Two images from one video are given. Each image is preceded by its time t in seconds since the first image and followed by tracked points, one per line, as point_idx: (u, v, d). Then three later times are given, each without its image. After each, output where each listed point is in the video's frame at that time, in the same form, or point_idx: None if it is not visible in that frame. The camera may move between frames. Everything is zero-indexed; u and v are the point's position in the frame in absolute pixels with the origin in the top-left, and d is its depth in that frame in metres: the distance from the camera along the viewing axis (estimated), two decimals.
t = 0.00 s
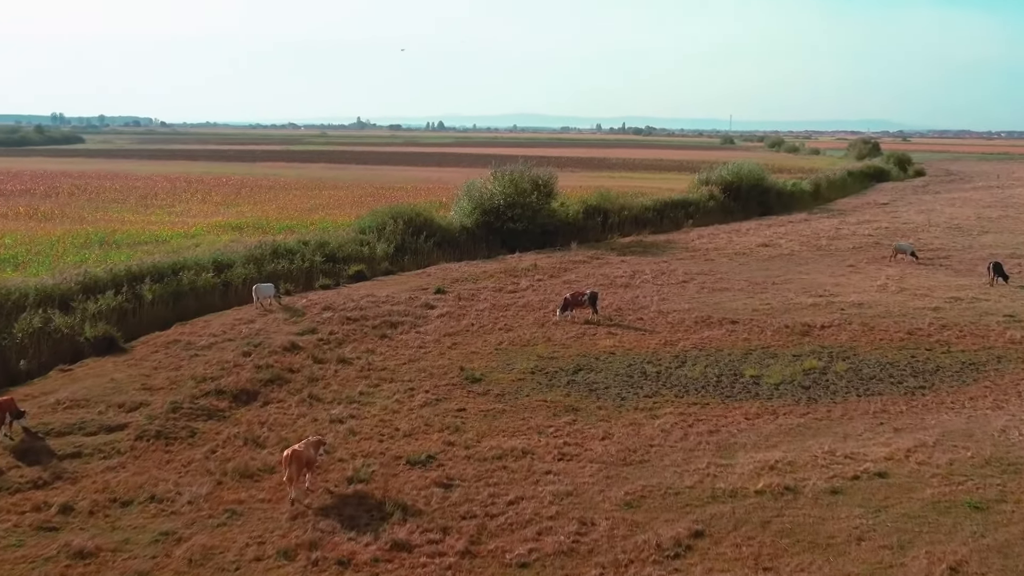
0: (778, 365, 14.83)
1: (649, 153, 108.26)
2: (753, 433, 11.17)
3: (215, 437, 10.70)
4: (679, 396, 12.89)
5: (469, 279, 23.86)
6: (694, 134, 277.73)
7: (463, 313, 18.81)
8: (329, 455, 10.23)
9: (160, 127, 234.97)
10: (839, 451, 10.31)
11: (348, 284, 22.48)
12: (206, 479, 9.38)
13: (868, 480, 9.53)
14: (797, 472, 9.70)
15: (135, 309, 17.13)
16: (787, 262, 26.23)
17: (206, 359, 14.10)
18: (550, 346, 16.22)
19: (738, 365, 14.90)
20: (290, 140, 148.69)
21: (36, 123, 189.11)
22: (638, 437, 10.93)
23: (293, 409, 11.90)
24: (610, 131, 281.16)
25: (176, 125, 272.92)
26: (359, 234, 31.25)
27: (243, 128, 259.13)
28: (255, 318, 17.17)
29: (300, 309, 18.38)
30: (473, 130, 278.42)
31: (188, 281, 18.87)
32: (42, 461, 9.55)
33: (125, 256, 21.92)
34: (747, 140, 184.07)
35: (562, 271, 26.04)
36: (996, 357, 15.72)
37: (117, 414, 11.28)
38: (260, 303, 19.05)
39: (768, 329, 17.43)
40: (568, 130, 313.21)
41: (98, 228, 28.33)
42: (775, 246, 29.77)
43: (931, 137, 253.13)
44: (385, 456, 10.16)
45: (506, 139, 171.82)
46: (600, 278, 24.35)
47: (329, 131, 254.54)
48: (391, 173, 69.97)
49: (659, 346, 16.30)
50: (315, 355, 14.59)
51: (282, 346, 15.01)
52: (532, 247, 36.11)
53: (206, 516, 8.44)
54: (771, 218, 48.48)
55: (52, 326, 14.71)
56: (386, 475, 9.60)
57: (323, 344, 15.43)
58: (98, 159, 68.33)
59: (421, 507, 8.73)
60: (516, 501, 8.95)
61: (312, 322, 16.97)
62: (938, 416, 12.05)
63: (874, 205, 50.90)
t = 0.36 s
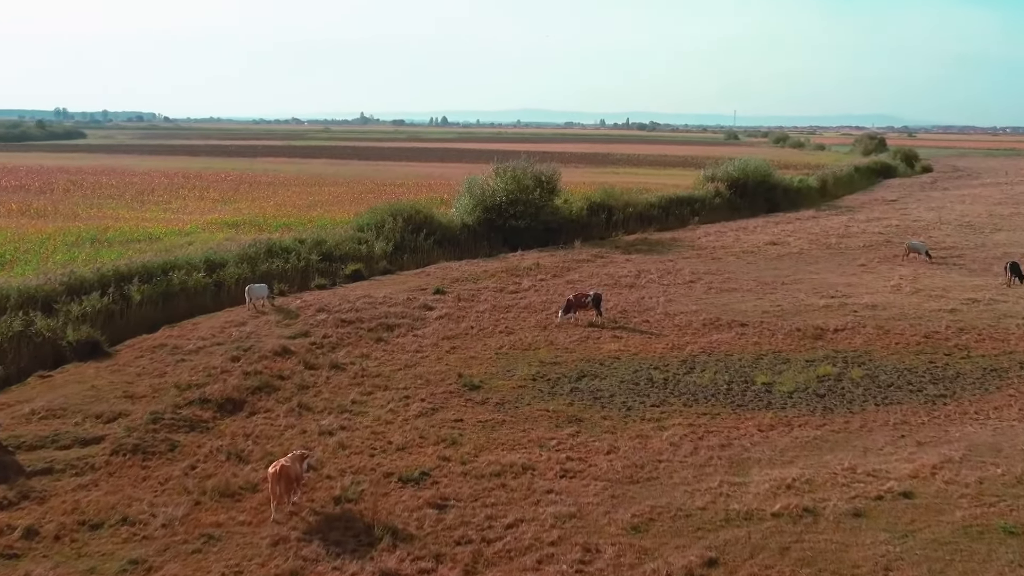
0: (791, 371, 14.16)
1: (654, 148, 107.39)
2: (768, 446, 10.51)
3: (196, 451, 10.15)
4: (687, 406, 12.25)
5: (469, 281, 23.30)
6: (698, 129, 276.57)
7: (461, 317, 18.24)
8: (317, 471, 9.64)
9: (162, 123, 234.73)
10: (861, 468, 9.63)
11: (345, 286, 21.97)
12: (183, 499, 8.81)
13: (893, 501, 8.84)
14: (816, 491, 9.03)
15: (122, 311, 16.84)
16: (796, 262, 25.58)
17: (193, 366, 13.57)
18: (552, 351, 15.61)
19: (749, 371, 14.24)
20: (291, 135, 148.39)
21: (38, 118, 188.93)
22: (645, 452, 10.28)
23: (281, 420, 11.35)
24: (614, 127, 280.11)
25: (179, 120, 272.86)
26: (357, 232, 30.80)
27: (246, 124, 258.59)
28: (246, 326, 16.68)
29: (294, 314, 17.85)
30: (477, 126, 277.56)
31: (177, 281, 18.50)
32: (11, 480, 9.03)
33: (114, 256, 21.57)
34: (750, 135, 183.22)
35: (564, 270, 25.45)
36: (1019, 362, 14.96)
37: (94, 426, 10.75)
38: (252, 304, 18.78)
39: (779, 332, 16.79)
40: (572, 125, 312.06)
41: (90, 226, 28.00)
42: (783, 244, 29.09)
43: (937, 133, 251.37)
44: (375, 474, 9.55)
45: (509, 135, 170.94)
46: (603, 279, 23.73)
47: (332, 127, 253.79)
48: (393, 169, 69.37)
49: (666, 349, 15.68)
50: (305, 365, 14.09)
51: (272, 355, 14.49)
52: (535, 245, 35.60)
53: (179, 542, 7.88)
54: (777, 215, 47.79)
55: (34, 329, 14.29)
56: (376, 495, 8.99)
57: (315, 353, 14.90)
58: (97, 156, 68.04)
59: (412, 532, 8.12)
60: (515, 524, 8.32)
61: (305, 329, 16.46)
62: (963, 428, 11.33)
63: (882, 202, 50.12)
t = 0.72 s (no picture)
0: (806, 377, 13.49)
1: (655, 144, 106.74)
2: (786, 461, 9.85)
3: (175, 469, 9.60)
4: (698, 416, 11.61)
5: (467, 284, 22.73)
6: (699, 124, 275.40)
7: (460, 323, 17.67)
8: (305, 491, 9.05)
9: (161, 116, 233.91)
10: (888, 487, 8.94)
11: (340, 290, 21.45)
12: (158, 522, 8.25)
13: (926, 525, 8.17)
14: (841, 514, 8.37)
15: (107, 314, 16.67)
16: (803, 261, 24.96)
17: (178, 376, 13.05)
18: (555, 357, 14.99)
19: (762, 377, 13.59)
20: (291, 129, 148.26)
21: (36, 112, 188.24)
22: (656, 469, 9.63)
23: (268, 433, 10.79)
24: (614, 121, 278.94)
25: (179, 115, 271.87)
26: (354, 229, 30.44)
27: (245, 119, 258.01)
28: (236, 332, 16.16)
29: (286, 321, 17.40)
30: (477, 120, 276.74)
31: (166, 281, 18.30)
32: None
33: (102, 254, 21.28)
34: (752, 130, 182.11)
35: (566, 270, 24.87)
36: None
37: (70, 441, 10.20)
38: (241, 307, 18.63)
39: (791, 335, 16.14)
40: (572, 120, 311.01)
41: (80, 221, 27.83)
42: (789, 243, 28.47)
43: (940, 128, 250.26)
44: (367, 495, 8.94)
45: (509, 130, 170.09)
46: (606, 279, 23.14)
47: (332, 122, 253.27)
48: (392, 164, 68.76)
49: (673, 354, 15.05)
50: (296, 376, 13.56)
51: (261, 365, 13.97)
52: (536, 242, 35.05)
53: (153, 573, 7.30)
54: (781, 211, 47.20)
55: (12, 333, 13.93)
56: (367, 518, 8.38)
57: (307, 362, 14.36)
58: (94, 150, 67.61)
59: (405, 562, 7.50)
60: (517, 553, 7.68)
61: (297, 337, 15.94)
62: (992, 442, 10.65)
63: (888, 199, 49.44)
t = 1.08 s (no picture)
0: (823, 384, 12.88)
1: (656, 139, 106.45)
2: (810, 477, 9.23)
3: (158, 488, 9.13)
4: (712, 427, 11.03)
5: (468, 286, 22.28)
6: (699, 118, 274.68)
7: (461, 328, 17.20)
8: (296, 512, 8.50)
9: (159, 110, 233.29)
10: (921, 508, 8.32)
11: (337, 295, 21.04)
12: (136, 547, 7.75)
13: (966, 552, 7.55)
14: (874, 540, 7.75)
15: (93, 315, 16.73)
16: (811, 261, 24.51)
17: (167, 387, 12.58)
18: (559, 364, 14.46)
19: (777, 384, 12.99)
20: (288, 124, 147.70)
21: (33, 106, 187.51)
22: (671, 486, 9.03)
23: (259, 450, 10.32)
24: (613, 115, 278.48)
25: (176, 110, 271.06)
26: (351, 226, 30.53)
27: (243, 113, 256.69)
28: (228, 340, 15.74)
29: (279, 329, 17.04)
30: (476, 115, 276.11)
31: (155, 282, 18.36)
32: None
33: (91, 253, 21.02)
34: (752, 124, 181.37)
35: (569, 270, 24.42)
36: None
37: (49, 458, 9.72)
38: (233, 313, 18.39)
39: (805, 338, 15.54)
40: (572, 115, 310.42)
41: (71, 217, 27.74)
42: (796, 242, 28.03)
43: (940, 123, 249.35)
44: (361, 516, 8.37)
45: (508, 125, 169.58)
46: (610, 280, 22.69)
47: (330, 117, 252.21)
48: (391, 159, 68.32)
49: (682, 359, 14.50)
50: (289, 387, 13.12)
51: (253, 377, 13.55)
52: (537, 238, 34.84)
53: None
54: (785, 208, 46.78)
55: None
56: (360, 543, 7.82)
57: (301, 372, 13.93)
58: (90, 144, 67.29)
59: None
60: None
61: (292, 346, 15.53)
62: None
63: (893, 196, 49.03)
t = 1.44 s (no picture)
0: (843, 391, 12.25)
1: (654, 132, 106.73)
2: (841, 497, 8.60)
3: (137, 512, 8.61)
4: (730, 440, 10.41)
5: (467, 287, 21.76)
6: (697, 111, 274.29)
7: (461, 332, 16.62)
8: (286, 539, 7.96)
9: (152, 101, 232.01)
10: (965, 534, 7.67)
11: (332, 298, 20.53)
12: None
13: None
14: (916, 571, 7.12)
15: (75, 318, 16.91)
16: (818, 258, 24.04)
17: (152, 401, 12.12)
18: (565, 371, 13.83)
19: (795, 391, 12.37)
20: (283, 116, 146.95)
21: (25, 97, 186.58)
22: (692, 509, 8.41)
23: (247, 468, 9.79)
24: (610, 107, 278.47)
25: (170, 103, 269.34)
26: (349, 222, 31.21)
27: (239, 106, 255.68)
28: (218, 348, 15.23)
29: (271, 334, 16.53)
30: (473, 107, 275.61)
31: (142, 281, 18.67)
32: None
33: (77, 250, 20.68)
34: (749, 117, 180.72)
35: (570, 269, 24.13)
36: None
37: (24, 480, 9.24)
38: (225, 317, 17.89)
39: (818, 340, 15.00)
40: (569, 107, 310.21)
41: (58, 212, 27.38)
42: (802, 240, 27.59)
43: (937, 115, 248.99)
44: (356, 546, 7.79)
45: (505, 118, 169.16)
46: (613, 280, 22.22)
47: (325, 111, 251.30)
48: (388, 152, 67.84)
49: (693, 365, 13.91)
50: (281, 397, 12.60)
51: (244, 386, 13.03)
52: (536, 234, 35.84)
53: None
54: (786, 204, 46.55)
55: None
56: None
57: (294, 381, 13.39)
58: (82, 137, 66.78)
59: None
60: None
61: (285, 353, 15.02)
62: None
63: (896, 191, 48.62)
